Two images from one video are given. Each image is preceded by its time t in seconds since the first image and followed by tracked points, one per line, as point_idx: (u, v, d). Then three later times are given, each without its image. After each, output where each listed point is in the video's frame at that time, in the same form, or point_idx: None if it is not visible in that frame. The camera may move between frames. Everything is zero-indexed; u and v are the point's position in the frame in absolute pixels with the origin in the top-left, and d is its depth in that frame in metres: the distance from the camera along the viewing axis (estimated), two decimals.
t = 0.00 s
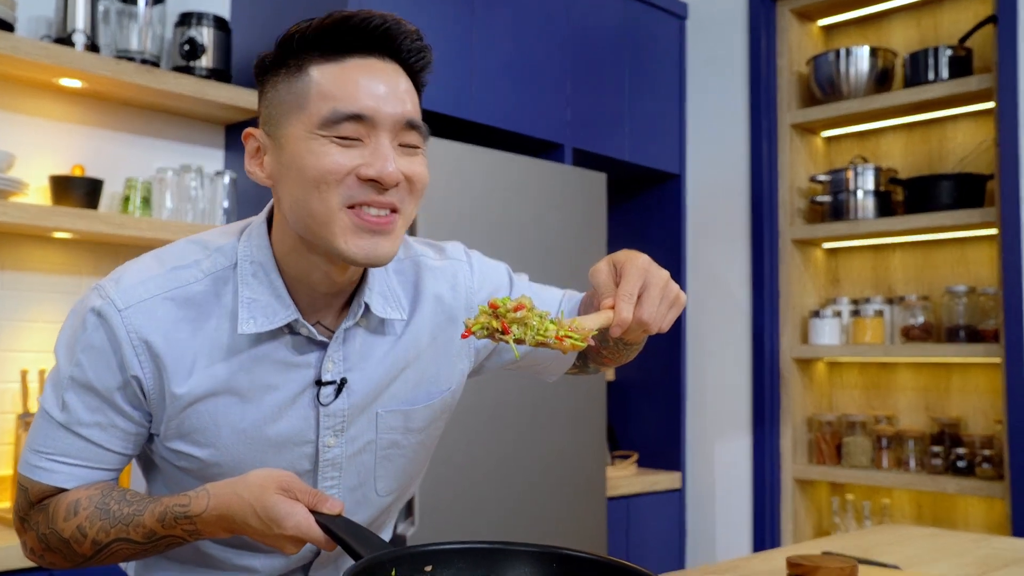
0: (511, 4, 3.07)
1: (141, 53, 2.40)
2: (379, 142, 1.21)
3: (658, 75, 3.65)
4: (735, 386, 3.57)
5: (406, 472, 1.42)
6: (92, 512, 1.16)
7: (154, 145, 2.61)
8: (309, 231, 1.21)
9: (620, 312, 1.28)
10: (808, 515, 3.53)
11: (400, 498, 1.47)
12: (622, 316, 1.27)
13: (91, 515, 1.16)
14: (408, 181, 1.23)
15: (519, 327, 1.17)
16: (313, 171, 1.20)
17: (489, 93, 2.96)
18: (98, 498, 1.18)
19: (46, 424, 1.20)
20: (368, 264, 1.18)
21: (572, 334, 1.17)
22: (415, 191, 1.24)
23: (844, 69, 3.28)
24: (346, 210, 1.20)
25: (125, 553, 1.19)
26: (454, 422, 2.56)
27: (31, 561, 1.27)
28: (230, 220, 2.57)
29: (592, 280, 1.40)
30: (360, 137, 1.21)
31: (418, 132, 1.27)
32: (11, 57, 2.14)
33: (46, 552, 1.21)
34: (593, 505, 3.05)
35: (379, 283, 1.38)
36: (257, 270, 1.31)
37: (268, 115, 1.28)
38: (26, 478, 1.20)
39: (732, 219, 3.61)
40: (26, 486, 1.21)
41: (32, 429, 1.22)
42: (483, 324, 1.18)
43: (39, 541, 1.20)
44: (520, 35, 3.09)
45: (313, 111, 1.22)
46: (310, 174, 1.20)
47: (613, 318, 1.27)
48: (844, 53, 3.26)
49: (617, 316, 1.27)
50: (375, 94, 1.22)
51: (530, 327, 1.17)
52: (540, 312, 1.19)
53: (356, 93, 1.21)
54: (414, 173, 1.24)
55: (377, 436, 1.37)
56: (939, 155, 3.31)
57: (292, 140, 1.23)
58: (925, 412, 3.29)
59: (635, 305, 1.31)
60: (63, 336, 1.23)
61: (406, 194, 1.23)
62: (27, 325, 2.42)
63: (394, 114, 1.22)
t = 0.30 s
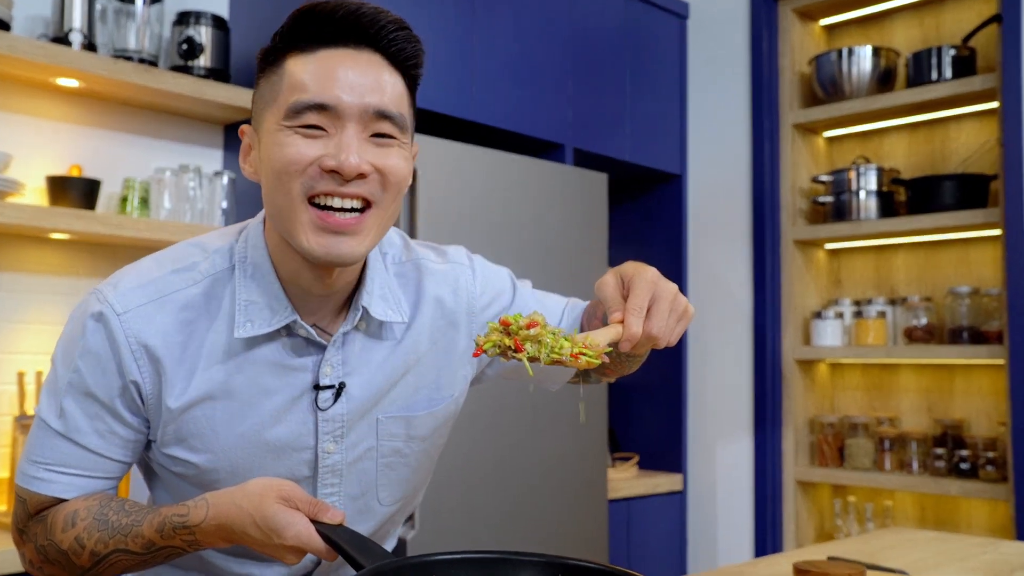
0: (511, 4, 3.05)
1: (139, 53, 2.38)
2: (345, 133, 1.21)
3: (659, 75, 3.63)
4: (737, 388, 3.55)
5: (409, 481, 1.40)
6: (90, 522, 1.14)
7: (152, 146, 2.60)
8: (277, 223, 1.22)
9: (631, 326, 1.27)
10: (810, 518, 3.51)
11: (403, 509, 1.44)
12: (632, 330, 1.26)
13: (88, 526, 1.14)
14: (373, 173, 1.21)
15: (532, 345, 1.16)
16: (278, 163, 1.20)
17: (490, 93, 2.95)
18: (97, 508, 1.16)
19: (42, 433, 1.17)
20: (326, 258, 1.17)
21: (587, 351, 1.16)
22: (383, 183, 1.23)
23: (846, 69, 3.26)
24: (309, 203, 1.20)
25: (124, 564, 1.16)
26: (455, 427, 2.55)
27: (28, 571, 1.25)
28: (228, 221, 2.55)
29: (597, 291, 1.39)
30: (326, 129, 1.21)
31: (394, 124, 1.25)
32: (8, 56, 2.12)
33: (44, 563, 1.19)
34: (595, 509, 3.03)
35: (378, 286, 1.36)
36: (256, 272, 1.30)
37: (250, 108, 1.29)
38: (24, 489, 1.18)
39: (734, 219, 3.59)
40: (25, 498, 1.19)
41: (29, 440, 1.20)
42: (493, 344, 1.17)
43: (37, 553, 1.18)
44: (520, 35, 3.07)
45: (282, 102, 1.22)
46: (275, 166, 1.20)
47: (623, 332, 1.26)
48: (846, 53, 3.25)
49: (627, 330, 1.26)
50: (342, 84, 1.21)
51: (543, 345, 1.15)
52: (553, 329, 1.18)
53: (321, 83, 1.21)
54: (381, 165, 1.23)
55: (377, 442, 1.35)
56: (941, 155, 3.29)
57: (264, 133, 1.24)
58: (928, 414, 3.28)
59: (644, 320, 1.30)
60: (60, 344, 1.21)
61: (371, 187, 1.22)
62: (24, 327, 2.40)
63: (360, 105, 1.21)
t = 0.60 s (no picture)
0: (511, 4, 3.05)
1: (137, 53, 2.37)
2: (380, 159, 1.16)
3: (659, 75, 3.62)
4: (736, 388, 3.55)
5: (412, 478, 1.40)
6: (90, 525, 1.14)
7: (151, 146, 2.59)
8: (304, 244, 1.19)
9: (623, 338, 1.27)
10: (810, 518, 3.50)
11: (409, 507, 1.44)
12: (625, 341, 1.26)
13: (88, 529, 1.14)
14: (405, 201, 1.19)
15: (546, 381, 1.19)
16: (309, 186, 1.16)
17: (489, 94, 2.94)
18: (97, 510, 1.15)
19: (42, 435, 1.17)
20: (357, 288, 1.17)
21: (600, 380, 1.18)
22: (413, 209, 1.21)
23: (846, 69, 3.26)
24: (337, 228, 1.17)
25: (124, 568, 1.16)
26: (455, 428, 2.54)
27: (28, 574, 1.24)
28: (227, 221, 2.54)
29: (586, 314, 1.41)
30: (360, 154, 1.16)
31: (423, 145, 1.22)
32: (6, 57, 2.12)
33: (44, 566, 1.18)
34: (595, 510, 3.02)
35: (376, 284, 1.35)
36: (248, 275, 1.29)
37: (267, 111, 1.23)
38: (24, 491, 1.18)
39: (734, 220, 3.59)
40: (24, 500, 1.19)
41: (28, 443, 1.19)
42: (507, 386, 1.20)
43: (38, 555, 1.17)
44: (520, 35, 3.07)
45: (311, 119, 1.17)
46: (306, 189, 1.16)
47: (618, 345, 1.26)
48: (846, 53, 3.24)
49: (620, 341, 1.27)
50: (379, 107, 1.16)
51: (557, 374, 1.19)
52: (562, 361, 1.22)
53: (357, 106, 1.15)
54: (413, 191, 1.20)
55: (377, 438, 1.35)
56: (941, 155, 3.29)
57: (289, 147, 1.18)
58: (927, 415, 3.27)
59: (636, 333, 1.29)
60: (58, 345, 1.21)
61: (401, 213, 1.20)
62: (22, 328, 2.39)
63: (398, 131, 1.17)
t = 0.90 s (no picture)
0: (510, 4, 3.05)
1: (136, 53, 2.37)
2: (375, 181, 1.10)
3: (658, 75, 3.63)
4: (735, 388, 3.55)
5: (411, 472, 1.40)
6: (87, 523, 1.13)
7: (150, 146, 2.59)
8: (298, 254, 1.16)
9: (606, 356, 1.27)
10: (809, 518, 3.51)
11: (408, 502, 1.44)
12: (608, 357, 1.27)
13: (86, 527, 1.13)
14: (401, 220, 1.14)
15: (539, 407, 1.17)
16: (301, 203, 1.11)
17: (488, 94, 2.94)
18: (94, 509, 1.15)
19: (37, 430, 1.17)
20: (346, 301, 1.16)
21: (592, 406, 1.18)
22: (408, 227, 1.16)
23: (845, 69, 3.26)
24: (328, 241, 1.13)
25: (120, 567, 1.15)
26: (454, 426, 2.54)
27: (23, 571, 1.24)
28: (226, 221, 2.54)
29: (568, 333, 1.43)
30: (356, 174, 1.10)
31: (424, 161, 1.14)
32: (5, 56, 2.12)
33: (40, 563, 1.18)
34: (593, 510, 3.02)
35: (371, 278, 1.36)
36: (239, 274, 1.29)
37: (269, 110, 1.15)
38: (20, 488, 1.18)
39: (733, 220, 3.59)
40: (20, 496, 1.18)
41: (23, 439, 1.19)
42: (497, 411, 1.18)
43: (32, 552, 1.17)
44: (519, 36, 3.07)
45: (311, 135, 1.09)
46: (298, 205, 1.11)
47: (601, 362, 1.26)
48: (845, 53, 3.25)
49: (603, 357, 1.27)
50: (379, 130, 1.08)
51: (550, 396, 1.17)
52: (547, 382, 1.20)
53: (357, 128, 1.08)
54: (410, 210, 1.14)
55: (376, 430, 1.35)
56: (940, 155, 3.29)
57: (287, 158, 1.12)
58: (926, 415, 3.27)
59: (618, 351, 1.30)
60: (53, 342, 1.21)
61: (395, 230, 1.15)
62: (21, 328, 2.39)
63: (397, 154, 1.09)
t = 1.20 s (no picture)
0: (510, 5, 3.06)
1: (136, 53, 2.37)
2: (368, 200, 1.09)
3: (656, 76, 3.64)
4: (733, 388, 3.56)
5: (405, 458, 1.40)
6: (80, 517, 1.13)
7: (150, 146, 2.60)
8: (293, 257, 1.17)
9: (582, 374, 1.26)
10: (806, 518, 3.51)
11: (403, 490, 1.44)
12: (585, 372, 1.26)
13: (78, 522, 1.13)
14: (392, 231, 1.14)
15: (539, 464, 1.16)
16: (295, 214, 1.11)
17: (487, 94, 2.95)
18: (87, 504, 1.14)
19: (28, 419, 1.16)
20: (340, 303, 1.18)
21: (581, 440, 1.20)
22: (400, 235, 1.16)
23: (842, 70, 3.27)
24: (322, 248, 1.14)
25: (111, 562, 1.15)
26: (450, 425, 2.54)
27: (12, 564, 1.23)
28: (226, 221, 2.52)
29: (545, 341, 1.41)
30: (349, 193, 1.09)
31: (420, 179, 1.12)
32: (6, 57, 2.12)
33: (30, 557, 1.17)
34: (592, 509, 3.03)
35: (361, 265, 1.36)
36: (228, 261, 1.28)
37: (267, 112, 1.13)
38: (10, 479, 1.17)
39: (731, 220, 3.60)
40: (11, 488, 1.17)
41: (12, 430, 1.18)
42: (484, 461, 1.13)
43: (24, 545, 1.16)
44: (518, 36, 3.08)
45: (307, 151, 1.08)
46: (292, 214, 1.11)
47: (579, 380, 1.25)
48: (842, 54, 3.26)
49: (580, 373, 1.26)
50: (374, 155, 1.06)
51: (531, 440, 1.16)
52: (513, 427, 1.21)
53: (352, 153, 1.06)
54: (402, 222, 1.14)
55: (368, 416, 1.35)
56: (938, 156, 3.30)
57: (283, 166, 1.11)
58: (924, 415, 3.28)
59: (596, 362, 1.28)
60: (43, 332, 1.21)
61: (387, 239, 1.16)
62: (21, 328, 2.40)
63: (390, 178, 1.08)
